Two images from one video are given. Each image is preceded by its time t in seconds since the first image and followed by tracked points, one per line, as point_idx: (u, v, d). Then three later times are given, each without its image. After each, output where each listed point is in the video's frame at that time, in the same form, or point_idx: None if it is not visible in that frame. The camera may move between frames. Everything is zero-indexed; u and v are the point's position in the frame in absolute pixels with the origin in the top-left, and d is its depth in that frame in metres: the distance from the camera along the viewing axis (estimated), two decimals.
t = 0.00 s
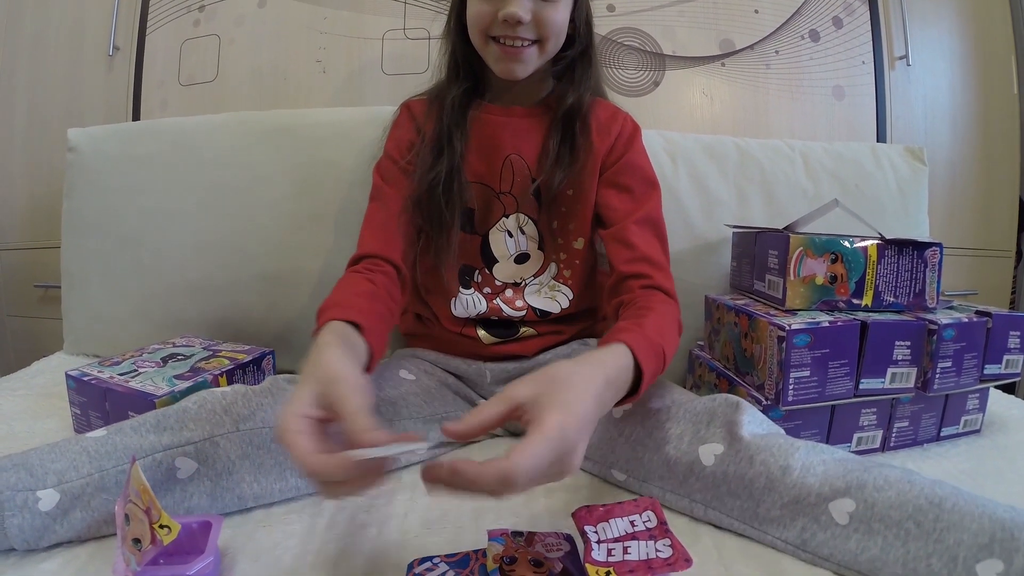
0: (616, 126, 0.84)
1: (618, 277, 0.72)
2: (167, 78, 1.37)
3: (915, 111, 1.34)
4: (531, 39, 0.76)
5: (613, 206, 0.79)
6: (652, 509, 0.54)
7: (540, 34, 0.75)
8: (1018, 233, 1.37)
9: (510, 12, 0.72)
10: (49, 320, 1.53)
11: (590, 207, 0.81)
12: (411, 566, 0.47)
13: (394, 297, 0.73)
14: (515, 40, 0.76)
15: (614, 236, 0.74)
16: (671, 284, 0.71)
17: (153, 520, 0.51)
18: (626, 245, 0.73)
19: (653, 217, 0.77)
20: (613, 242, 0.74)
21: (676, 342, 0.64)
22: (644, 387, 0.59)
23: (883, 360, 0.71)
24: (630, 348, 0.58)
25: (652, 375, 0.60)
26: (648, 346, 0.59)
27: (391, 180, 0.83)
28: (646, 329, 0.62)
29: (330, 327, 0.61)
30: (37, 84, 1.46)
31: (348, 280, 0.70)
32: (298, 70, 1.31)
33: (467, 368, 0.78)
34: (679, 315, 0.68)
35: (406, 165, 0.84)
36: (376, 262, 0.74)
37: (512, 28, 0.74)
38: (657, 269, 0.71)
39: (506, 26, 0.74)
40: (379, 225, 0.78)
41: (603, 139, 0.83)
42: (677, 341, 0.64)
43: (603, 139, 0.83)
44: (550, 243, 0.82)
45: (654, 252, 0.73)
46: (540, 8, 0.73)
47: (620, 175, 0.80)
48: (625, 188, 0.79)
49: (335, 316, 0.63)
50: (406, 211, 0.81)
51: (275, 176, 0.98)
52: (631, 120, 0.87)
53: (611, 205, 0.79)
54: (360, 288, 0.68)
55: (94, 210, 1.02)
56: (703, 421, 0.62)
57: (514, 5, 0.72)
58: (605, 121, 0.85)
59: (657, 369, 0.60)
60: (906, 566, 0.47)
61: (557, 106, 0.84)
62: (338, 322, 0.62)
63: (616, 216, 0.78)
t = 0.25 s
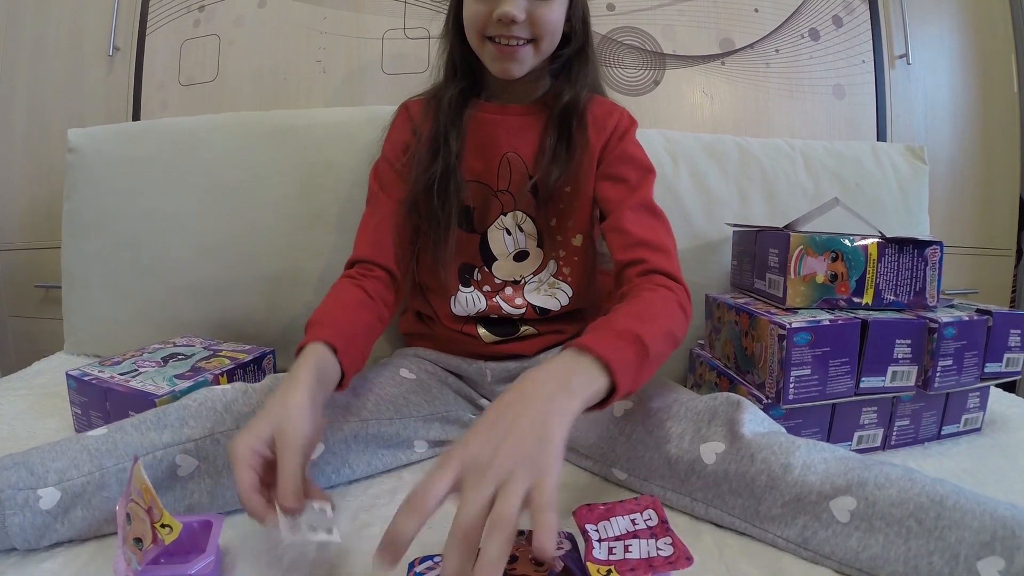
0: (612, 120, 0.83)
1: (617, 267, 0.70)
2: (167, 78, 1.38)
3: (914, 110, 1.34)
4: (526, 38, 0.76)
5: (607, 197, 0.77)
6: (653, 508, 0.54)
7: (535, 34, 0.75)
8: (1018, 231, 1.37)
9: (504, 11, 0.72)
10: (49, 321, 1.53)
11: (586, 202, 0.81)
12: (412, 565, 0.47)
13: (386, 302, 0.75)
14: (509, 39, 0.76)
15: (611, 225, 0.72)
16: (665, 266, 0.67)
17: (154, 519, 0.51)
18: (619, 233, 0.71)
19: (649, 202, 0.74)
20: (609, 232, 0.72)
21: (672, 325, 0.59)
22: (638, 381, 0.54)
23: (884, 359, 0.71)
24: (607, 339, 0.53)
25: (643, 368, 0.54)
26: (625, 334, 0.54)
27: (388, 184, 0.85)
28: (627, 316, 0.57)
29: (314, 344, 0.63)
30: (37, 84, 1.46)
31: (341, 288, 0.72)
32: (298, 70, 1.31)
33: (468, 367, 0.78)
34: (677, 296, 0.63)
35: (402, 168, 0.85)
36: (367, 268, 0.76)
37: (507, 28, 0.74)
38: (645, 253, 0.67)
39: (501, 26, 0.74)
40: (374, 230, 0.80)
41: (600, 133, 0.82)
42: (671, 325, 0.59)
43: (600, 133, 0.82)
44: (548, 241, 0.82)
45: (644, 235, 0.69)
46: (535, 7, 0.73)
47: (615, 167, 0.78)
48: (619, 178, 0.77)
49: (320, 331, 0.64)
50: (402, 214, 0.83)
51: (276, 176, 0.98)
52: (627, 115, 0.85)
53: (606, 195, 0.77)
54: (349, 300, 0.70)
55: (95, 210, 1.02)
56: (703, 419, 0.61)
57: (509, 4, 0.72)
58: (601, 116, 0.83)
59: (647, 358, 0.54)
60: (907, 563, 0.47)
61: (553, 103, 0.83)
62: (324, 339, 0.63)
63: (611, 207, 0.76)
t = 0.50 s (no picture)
0: (605, 115, 0.82)
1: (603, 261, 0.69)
2: (167, 77, 1.37)
3: (914, 109, 1.34)
4: (519, 36, 0.76)
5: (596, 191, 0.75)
6: (652, 506, 0.54)
7: (527, 32, 0.75)
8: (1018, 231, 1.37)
9: (495, 9, 0.72)
10: (49, 319, 1.53)
11: (580, 199, 0.80)
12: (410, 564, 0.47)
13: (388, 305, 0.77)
14: (502, 37, 0.76)
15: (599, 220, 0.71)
16: (647, 261, 0.64)
17: (155, 517, 0.50)
18: (603, 226, 0.70)
19: (636, 193, 0.72)
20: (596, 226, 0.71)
21: (652, 332, 0.57)
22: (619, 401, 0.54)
23: (883, 357, 0.71)
24: (580, 364, 0.52)
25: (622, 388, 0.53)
26: (599, 355, 0.53)
27: (385, 184, 0.85)
28: (603, 332, 0.56)
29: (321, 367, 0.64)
30: (37, 82, 1.45)
31: (343, 296, 0.73)
32: (298, 69, 1.31)
33: (467, 366, 0.78)
34: (659, 295, 0.61)
35: (398, 168, 0.86)
36: (370, 271, 0.78)
37: (498, 26, 0.74)
38: (624, 249, 0.66)
39: (493, 24, 0.74)
40: (373, 231, 0.81)
41: (592, 127, 0.81)
42: (652, 332, 0.57)
43: (593, 127, 0.81)
44: (545, 239, 0.82)
45: (625, 229, 0.67)
46: (526, 5, 0.73)
47: (604, 160, 0.77)
48: (607, 171, 0.76)
49: (328, 349, 0.66)
50: (399, 215, 0.84)
51: (275, 174, 0.98)
52: (620, 111, 0.84)
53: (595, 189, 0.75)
54: (352, 311, 0.71)
55: (94, 209, 1.02)
56: (703, 418, 0.61)
57: (500, 2, 0.72)
58: (594, 112, 0.82)
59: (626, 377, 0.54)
60: (907, 562, 0.47)
61: (547, 100, 0.82)
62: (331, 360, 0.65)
63: (599, 201, 0.74)
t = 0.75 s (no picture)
0: (603, 117, 0.82)
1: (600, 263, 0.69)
2: (167, 77, 1.38)
3: (914, 109, 1.34)
4: (513, 36, 0.75)
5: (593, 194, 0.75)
6: (653, 507, 0.54)
7: (522, 31, 0.75)
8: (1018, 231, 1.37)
9: (488, 10, 0.72)
10: (49, 320, 1.53)
11: (579, 201, 0.80)
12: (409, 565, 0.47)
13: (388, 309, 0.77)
14: (497, 37, 0.75)
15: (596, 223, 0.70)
16: (646, 266, 0.64)
17: (155, 518, 0.50)
18: (601, 229, 0.69)
19: (634, 196, 0.72)
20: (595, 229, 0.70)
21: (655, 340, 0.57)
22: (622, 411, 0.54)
23: (883, 358, 0.71)
24: (589, 378, 0.52)
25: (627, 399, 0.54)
26: (606, 368, 0.53)
27: (384, 189, 0.86)
28: (609, 342, 0.55)
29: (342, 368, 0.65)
30: (36, 83, 1.45)
31: (349, 302, 0.73)
32: (298, 69, 1.31)
33: (467, 367, 0.78)
34: (659, 301, 0.61)
35: (397, 173, 0.87)
36: (372, 275, 0.78)
37: (492, 26, 0.74)
38: (623, 255, 0.66)
39: (487, 25, 0.74)
40: (373, 238, 0.81)
41: (591, 129, 0.81)
42: (656, 340, 0.57)
43: (591, 129, 0.81)
44: (544, 240, 0.82)
45: (623, 234, 0.67)
46: (520, 4, 0.73)
47: (602, 162, 0.77)
48: (604, 174, 0.76)
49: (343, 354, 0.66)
50: (398, 218, 0.84)
51: (275, 175, 0.98)
52: (619, 112, 0.84)
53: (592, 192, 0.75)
54: (360, 316, 0.71)
55: (94, 209, 1.02)
56: (704, 418, 0.61)
57: (493, 3, 0.72)
58: (593, 113, 0.82)
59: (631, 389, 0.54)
60: (908, 562, 0.47)
61: (545, 100, 0.82)
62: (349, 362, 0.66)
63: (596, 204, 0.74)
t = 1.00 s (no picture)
0: (605, 118, 0.82)
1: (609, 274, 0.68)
2: (166, 78, 1.37)
3: (914, 110, 1.34)
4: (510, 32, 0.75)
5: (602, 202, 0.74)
6: (651, 508, 0.54)
7: (518, 28, 0.75)
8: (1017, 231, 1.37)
9: (485, 6, 0.72)
10: (48, 320, 1.52)
11: (580, 203, 0.80)
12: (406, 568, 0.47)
13: (399, 314, 0.77)
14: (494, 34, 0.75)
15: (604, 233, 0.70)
16: (655, 274, 0.64)
17: (155, 519, 0.51)
18: (614, 241, 0.68)
19: (643, 206, 0.71)
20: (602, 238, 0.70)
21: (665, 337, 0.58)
22: (632, 381, 0.53)
23: (882, 359, 0.72)
24: (605, 341, 0.52)
25: (638, 370, 0.53)
26: (621, 339, 0.53)
27: (384, 191, 0.86)
28: (622, 320, 0.56)
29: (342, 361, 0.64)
30: (36, 83, 1.45)
31: (357, 304, 0.73)
32: (297, 69, 1.31)
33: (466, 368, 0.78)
34: (669, 306, 0.61)
35: (396, 174, 0.87)
36: (378, 282, 0.78)
37: (489, 23, 0.74)
38: (632, 262, 0.65)
39: (484, 23, 0.74)
40: (377, 247, 0.81)
41: (593, 131, 0.81)
42: (665, 336, 0.58)
43: (593, 131, 0.81)
44: (544, 241, 0.82)
45: (632, 245, 0.66)
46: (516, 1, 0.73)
47: (607, 167, 0.77)
48: (611, 180, 0.75)
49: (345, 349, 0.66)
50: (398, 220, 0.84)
51: (275, 175, 0.98)
52: (621, 112, 0.84)
53: (600, 200, 0.75)
54: (366, 316, 0.71)
55: (93, 210, 1.02)
56: (707, 416, 0.62)
57: None
58: (594, 114, 0.82)
59: (641, 362, 0.54)
60: (909, 553, 0.47)
61: (543, 100, 0.82)
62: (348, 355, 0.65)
63: (605, 210, 0.73)
